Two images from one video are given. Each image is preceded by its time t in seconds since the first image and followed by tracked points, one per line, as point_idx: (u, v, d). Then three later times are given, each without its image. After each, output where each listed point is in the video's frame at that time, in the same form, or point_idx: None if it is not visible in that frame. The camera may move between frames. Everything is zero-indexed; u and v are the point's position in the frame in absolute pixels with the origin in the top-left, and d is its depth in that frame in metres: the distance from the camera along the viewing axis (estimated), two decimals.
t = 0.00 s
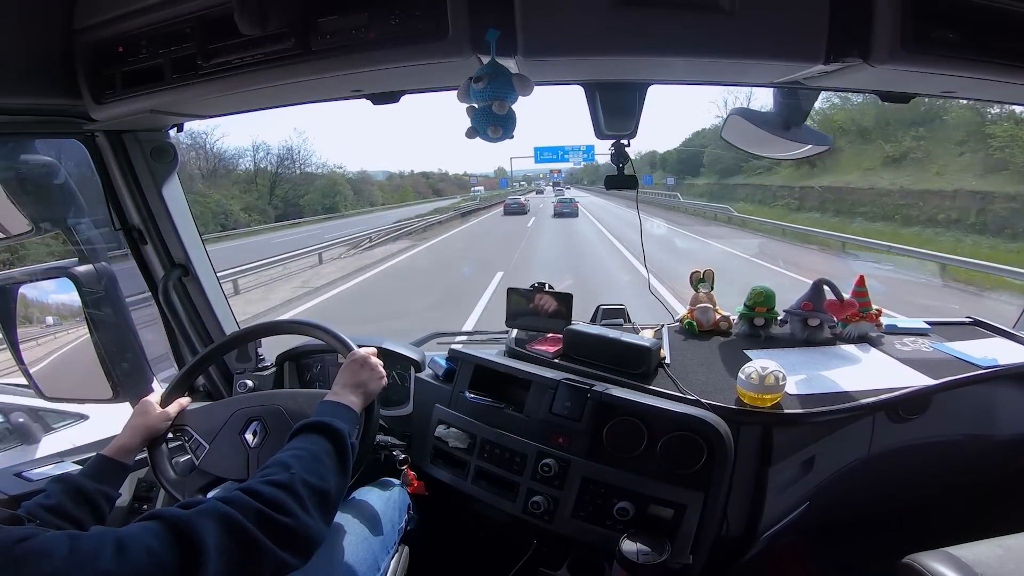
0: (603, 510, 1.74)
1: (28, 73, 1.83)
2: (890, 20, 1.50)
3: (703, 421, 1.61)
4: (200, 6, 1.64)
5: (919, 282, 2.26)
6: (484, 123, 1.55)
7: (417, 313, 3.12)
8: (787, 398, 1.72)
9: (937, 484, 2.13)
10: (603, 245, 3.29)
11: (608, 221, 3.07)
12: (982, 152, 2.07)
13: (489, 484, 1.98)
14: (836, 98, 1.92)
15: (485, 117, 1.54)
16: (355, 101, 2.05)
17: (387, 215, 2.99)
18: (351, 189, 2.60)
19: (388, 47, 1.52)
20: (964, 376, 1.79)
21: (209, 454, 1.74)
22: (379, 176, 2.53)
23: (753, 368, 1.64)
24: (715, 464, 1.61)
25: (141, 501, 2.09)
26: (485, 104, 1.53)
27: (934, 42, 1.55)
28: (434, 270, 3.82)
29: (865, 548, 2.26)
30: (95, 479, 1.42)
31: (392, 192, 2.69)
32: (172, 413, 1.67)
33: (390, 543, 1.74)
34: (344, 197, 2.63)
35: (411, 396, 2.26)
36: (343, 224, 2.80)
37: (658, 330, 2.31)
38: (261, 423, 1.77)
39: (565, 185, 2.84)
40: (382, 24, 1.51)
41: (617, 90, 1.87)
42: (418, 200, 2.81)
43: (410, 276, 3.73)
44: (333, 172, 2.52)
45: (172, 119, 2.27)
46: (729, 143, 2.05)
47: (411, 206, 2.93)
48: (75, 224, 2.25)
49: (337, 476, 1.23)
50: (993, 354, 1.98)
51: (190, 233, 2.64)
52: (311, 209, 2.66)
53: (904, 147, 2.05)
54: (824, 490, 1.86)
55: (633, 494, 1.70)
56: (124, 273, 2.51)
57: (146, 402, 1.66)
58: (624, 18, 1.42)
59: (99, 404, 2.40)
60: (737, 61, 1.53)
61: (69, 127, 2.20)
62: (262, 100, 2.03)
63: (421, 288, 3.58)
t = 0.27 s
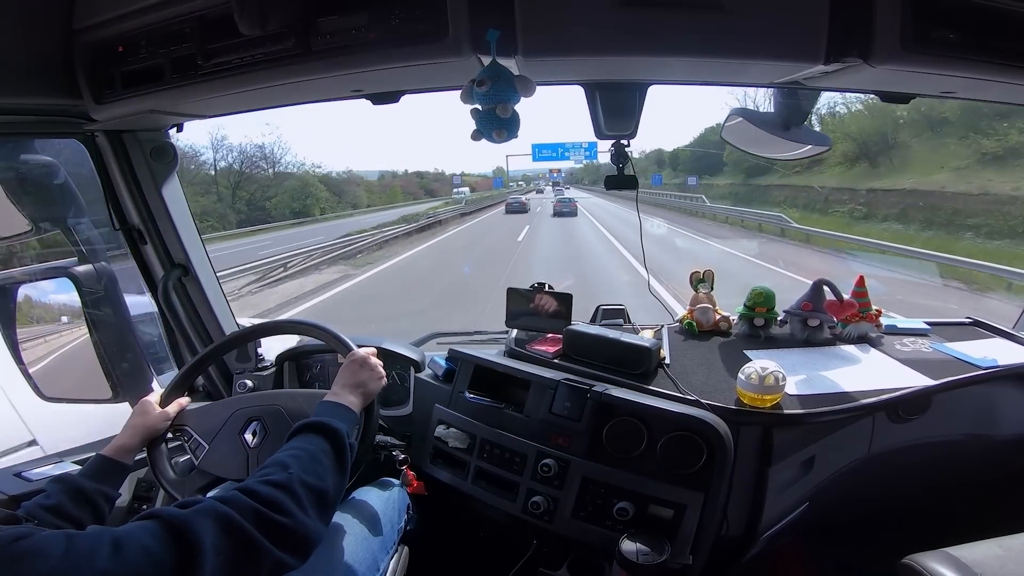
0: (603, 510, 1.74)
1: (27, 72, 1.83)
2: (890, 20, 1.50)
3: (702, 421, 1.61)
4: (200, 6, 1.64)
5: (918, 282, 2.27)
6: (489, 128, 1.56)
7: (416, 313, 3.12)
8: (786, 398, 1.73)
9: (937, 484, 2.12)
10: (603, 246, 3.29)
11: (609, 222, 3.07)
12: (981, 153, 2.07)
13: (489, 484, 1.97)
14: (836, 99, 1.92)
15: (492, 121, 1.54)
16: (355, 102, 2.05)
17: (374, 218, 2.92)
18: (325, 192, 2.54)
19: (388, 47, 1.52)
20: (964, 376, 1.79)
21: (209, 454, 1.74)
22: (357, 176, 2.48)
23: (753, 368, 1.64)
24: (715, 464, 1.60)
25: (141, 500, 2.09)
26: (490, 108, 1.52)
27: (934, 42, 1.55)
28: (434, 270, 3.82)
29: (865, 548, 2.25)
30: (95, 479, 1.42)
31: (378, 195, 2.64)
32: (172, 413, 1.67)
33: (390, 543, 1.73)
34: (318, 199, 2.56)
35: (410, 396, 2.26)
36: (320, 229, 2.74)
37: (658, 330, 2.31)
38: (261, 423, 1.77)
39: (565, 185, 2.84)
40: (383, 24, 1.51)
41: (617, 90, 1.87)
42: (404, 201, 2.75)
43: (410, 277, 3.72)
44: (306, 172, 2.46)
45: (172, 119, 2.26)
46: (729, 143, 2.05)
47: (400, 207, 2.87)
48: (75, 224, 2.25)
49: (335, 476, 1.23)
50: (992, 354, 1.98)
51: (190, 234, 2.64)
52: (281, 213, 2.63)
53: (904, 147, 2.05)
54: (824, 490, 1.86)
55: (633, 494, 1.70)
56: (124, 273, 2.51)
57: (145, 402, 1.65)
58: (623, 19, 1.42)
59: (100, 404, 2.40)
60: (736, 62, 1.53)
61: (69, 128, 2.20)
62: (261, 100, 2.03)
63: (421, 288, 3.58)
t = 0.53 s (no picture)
0: (602, 510, 1.74)
1: (27, 71, 1.83)
2: (890, 21, 1.50)
3: (702, 422, 1.61)
4: (200, 6, 1.64)
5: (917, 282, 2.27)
6: (494, 129, 1.57)
7: (415, 313, 3.12)
8: (786, 399, 1.73)
9: (936, 485, 2.13)
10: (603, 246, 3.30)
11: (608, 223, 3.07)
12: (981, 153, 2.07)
13: (489, 484, 1.97)
14: (836, 99, 1.92)
15: (496, 123, 1.56)
16: (355, 101, 2.05)
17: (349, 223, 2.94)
18: (291, 193, 2.59)
19: (388, 47, 1.52)
20: (964, 377, 1.79)
21: (209, 454, 1.74)
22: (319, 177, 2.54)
23: (753, 369, 1.64)
24: (714, 464, 1.60)
25: (141, 500, 2.09)
26: (495, 109, 1.54)
27: (934, 43, 1.55)
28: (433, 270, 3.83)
29: (865, 549, 2.25)
30: (95, 479, 1.42)
31: (352, 195, 2.66)
32: (172, 414, 1.66)
33: (390, 543, 1.73)
34: (294, 199, 2.60)
35: (410, 396, 2.26)
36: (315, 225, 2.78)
37: (658, 330, 2.30)
38: (260, 423, 1.78)
39: (565, 185, 2.84)
40: (383, 24, 1.51)
41: (617, 90, 1.87)
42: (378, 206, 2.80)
43: (410, 277, 3.72)
44: (270, 172, 2.51)
45: (172, 119, 2.26)
46: (729, 143, 2.05)
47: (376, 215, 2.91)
48: (75, 223, 2.25)
49: (335, 475, 1.23)
50: (992, 355, 1.98)
51: (190, 233, 2.64)
52: (238, 217, 2.67)
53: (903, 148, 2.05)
54: (824, 491, 1.86)
55: (632, 494, 1.70)
56: (124, 273, 2.51)
57: (145, 402, 1.65)
58: (624, 19, 1.42)
59: (99, 404, 2.40)
60: (736, 62, 1.53)
61: (69, 127, 2.20)
62: (261, 100, 2.03)
63: (421, 288, 3.58)
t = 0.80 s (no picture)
0: (602, 510, 1.74)
1: (27, 72, 1.83)
2: (890, 20, 1.50)
3: (702, 421, 1.61)
4: (200, 6, 1.64)
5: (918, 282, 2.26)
6: (485, 123, 1.56)
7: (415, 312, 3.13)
8: (786, 398, 1.73)
9: (936, 484, 2.13)
10: (603, 246, 3.30)
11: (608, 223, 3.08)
12: (981, 153, 2.07)
13: (489, 484, 1.97)
14: (836, 99, 1.92)
15: (488, 117, 1.55)
16: (355, 101, 2.05)
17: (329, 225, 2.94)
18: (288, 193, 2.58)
19: (387, 47, 1.52)
20: (965, 377, 1.79)
21: (208, 455, 1.75)
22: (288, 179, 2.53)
23: (753, 368, 1.64)
24: (714, 464, 1.61)
25: (141, 500, 2.09)
26: (486, 104, 1.53)
27: (934, 43, 1.55)
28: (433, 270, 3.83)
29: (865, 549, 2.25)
30: (95, 480, 1.42)
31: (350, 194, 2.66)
32: (172, 414, 1.66)
33: (390, 543, 1.73)
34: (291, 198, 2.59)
35: (410, 396, 2.26)
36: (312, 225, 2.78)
37: (658, 330, 2.30)
38: (261, 423, 1.78)
39: (565, 185, 2.84)
40: (382, 25, 1.51)
41: (617, 90, 1.87)
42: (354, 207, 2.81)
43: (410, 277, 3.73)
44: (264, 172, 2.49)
45: (171, 119, 2.26)
46: (729, 143, 2.04)
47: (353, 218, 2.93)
48: (75, 223, 2.25)
49: (336, 474, 1.23)
50: (992, 354, 1.98)
51: (190, 233, 2.64)
52: (237, 219, 2.66)
53: (904, 147, 2.05)
54: (823, 491, 1.86)
55: (632, 494, 1.69)
56: (124, 273, 2.51)
57: (145, 403, 1.65)
58: (623, 19, 1.42)
59: (99, 404, 2.40)
60: (736, 62, 1.53)
61: (69, 127, 2.20)
62: (261, 100, 2.03)
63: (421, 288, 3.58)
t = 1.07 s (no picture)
0: (603, 510, 1.74)
1: (27, 72, 1.83)
2: (890, 20, 1.50)
3: (702, 421, 1.61)
4: (200, 6, 1.64)
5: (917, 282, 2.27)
6: (493, 128, 1.58)
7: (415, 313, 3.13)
8: (786, 398, 1.73)
9: (936, 484, 2.13)
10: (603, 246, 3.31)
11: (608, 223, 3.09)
12: (980, 153, 2.07)
13: (489, 484, 1.97)
14: (836, 98, 1.92)
15: (495, 123, 1.56)
16: (356, 102, 2.05)
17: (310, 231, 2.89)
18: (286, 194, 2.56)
19: (388, 47, 1.52)
20: (965, 376, 1.79)
21: (209, 456, 1.75)
22: (266, 182, 2.48)
23: (753, 368, 1.64)
24: (715, 464, 1.61)
25: (141, 501, 2.09)
26: (495, 109, 1.54)
27: (934, 43, 1.55)
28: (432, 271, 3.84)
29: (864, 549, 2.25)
30: (96, 480, 1.42)
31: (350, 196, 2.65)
32: (172, 415, 1.66)
33: (390, 543, 1.73)
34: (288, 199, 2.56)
35: (410, 397, 2.26)
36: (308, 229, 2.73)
37: (658, 330, 2.30)
38: (261, 423, 1.78)
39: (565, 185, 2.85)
40: (382, 25, 1.51)
41: (616, 90, 1.87)
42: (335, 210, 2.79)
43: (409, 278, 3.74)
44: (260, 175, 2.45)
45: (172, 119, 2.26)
46: (729, 143, 2.04)
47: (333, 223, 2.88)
48: (75, 224, 2.25)
49: (337, 474, 1.23)
50: (992, 354, 1.98)
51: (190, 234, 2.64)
52: (233, 220, 2.63)
53: (904, 147, 2.05)
54: (823, 490, 1.86)
55: (633, 494, 1.70)
56: (124, 273, 2.51)
57: (145, 403, 1.65)
58: (623, 18, 1.42)
59: (99, 404, 2.40)
60: (736, 61, 1.53)
61: (69, 127, 2.20)
62: (261, 100, 2.03)
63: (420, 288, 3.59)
